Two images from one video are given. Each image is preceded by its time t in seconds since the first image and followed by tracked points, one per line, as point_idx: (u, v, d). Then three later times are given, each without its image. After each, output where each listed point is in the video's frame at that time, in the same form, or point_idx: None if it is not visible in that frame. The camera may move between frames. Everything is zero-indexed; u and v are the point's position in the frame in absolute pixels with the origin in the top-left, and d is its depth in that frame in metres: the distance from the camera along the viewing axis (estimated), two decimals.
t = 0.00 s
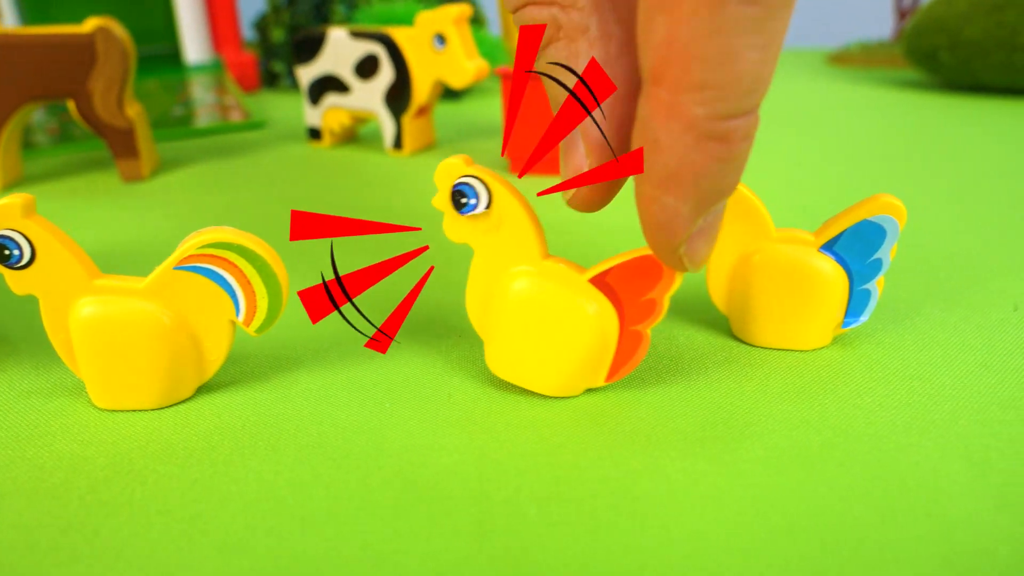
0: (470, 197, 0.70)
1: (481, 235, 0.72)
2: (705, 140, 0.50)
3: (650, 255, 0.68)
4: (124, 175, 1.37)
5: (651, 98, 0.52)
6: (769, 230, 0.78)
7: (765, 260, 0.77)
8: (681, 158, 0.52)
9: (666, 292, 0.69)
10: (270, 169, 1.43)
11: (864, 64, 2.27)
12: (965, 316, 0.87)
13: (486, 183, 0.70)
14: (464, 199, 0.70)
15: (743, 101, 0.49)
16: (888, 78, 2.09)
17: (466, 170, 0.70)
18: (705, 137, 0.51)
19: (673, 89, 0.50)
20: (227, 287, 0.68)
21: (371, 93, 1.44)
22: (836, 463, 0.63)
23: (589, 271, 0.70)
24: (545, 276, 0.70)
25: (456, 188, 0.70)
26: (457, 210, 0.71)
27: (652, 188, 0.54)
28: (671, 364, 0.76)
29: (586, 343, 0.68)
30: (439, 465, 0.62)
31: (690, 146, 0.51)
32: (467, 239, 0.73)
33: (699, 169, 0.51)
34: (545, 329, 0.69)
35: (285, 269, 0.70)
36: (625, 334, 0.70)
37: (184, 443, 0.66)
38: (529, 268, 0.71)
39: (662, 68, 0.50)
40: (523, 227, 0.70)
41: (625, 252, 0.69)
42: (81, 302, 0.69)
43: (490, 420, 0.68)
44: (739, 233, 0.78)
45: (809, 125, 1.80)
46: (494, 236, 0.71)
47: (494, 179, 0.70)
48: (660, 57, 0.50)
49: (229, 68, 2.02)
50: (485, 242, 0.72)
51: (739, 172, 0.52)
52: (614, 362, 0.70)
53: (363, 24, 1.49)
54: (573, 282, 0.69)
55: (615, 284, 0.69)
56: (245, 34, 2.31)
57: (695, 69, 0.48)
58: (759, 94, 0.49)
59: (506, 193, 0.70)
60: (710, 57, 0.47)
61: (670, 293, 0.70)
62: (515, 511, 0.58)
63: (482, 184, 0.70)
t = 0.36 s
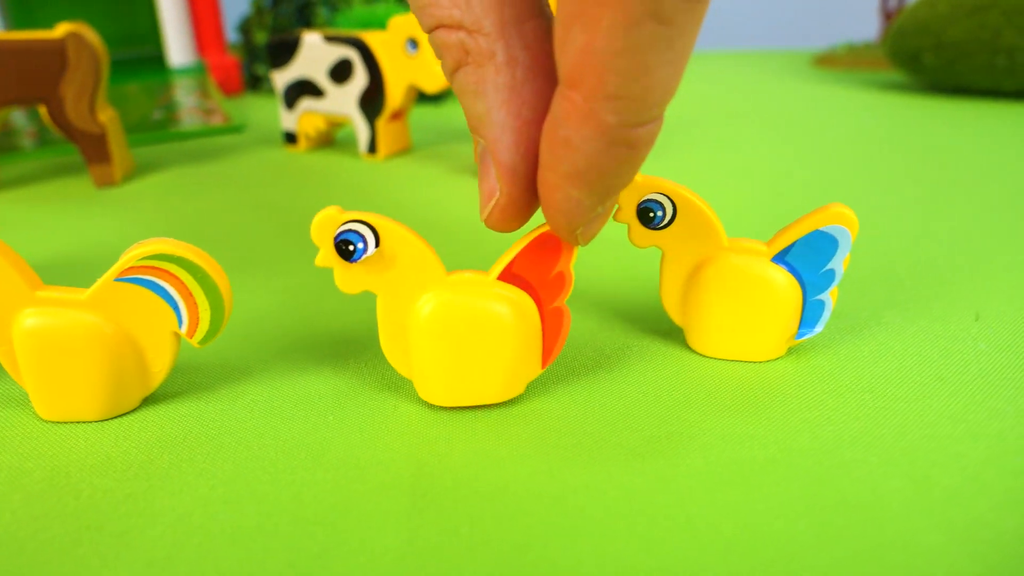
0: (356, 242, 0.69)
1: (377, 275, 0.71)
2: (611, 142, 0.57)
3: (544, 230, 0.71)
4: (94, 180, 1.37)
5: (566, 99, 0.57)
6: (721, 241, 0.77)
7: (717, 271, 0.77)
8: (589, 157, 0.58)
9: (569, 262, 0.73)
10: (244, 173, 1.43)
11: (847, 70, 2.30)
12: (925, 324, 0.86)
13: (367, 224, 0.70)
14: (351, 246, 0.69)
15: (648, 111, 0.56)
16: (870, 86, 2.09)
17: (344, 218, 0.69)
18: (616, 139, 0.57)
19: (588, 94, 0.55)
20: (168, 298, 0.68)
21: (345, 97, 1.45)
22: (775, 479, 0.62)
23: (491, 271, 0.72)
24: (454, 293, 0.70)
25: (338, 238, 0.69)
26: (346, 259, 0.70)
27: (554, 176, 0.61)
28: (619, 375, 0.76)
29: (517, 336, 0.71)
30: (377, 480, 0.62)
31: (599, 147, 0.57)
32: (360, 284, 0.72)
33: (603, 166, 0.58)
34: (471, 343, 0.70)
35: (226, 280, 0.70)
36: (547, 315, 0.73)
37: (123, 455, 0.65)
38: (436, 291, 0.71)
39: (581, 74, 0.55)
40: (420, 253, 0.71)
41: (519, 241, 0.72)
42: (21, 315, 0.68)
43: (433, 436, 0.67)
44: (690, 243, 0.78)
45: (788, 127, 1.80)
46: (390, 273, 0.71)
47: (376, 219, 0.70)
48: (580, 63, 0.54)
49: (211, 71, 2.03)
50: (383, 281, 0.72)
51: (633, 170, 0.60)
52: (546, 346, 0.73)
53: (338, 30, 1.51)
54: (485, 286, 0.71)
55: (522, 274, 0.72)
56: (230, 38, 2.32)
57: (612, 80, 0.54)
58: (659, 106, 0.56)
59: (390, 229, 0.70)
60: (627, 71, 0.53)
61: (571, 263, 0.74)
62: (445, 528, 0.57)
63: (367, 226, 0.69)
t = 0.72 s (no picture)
0: (348, 246, 0.64)
1: (367, 281, 0.66)
2: (599, 145, 0.58)
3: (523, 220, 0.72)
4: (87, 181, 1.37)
5: (552, 110, 0.58)
6: (704, 240, 0.76)
7: (701, 271, 0.76)
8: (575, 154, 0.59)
9: (541, 250, 0.75)
10: (237, 174, 1.44)
11: (848, 71, 2.29)
12: (913, 325, 0.84)
13: (356, 226, 0.64)
14: (344, 249, 0.63)
15: (631, 116, 0.57)
16: (869, 87, 2.08)
17: (332, 222, 0.63)
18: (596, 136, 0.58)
19: (578, 105, 0.56)
20: (143, 296, 0.68)
21: (338, 98, 1.46)
22: (752, 481, 0.61)
23: (471, 264, 0.71)
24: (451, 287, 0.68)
25: (327, 244, 0.63)
26: (336, 265, 0.64)
27: (538, 179, 0.62)
28: (599, 375, 0.75)
29: (505, 325, 0.71)
30: (348, 480, 0.61)
31: (584, 151, 0.58)
32: (347, 293, 0.66)
33: (588, 168, 0.59)
34: (465, 338, 0.69)
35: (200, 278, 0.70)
36: (527, 302, 0.74)
37: (96, 454, 0.65)
38: (426, 290, 0.68)
39: (570, 85, 0.55)
40: (408, 251, 0.67)
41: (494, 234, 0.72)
42: None
43: (407, 436, 0.67)
44: (672, 242, 0.77)
45: (785, 127, 1.79)
46: (379, 277, 0.67)
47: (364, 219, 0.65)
48: (570, 74, 0.54)
49: (208, 72, 2.06)
50: (372, 286, 0.67)
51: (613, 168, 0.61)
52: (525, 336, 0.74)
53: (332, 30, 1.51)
54: (472, 280, 0.70)
55: (502, 266, 0.72)
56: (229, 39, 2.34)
57: (601, 89, 0.54)
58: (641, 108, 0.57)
59: (377, 229, 0.66)
60: (617, 80, 0.53)
61: (542, 253, 0.75)
62: (414, 529, 0.57)
63: (358, 228, 0.64)
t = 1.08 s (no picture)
0: (337, 261, 0.60)
1: (356, 295, 0.62)
2: None
3: (515, 222, 0.68)
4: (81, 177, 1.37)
5: None
6: (690, 235, 0.75)
7: (689, 266, 0.74)
8: None
9: (529, 249, 0.71)
10: (231, 171, 1.43)
11: (852, 70, 2.27)
12: (907, 323, 0.83)
13: (346, 239, 0.60)
14: (330, 266, 0.60)
15: None
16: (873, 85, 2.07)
17: (321, 237, 0.58)
18: None
19: None
20: (120, 291, 0.67)
21: (333, 96, 1.47)
22: (737, 480, 0.60)
23: (460, 267, 0.68)
24: (441, 292, 0.66)
25: (316, 260, 0.59)
26: (325, 282, 0.60)
27: None
28: (585, 372, 0.74)
29: (493, 327, 0.69)
30: (324, 477, 0.60)
31: None
32: (337, 308, 0.62)
33: None
34: (454, 342, 0.66)
35: (179, 273, 0.69)
36: (511, 301, 0.72)
37: (71, 450, 0.64)
38: (416, 298, 0.65)
39: None
40: (397, 261, 0.64)
41: (482, 235, 0.68)
42: None
43: (387, 432, 0.65)
44: (660, 237, 0.76)
45: (786, 124, 1.78)
46: (368, 287, 0.63)
47: (354, 231, 0.60)
48: None
49: (207, 71, 2.07)
50: (362, 300, 0.63)
51: None
52: (508, 332, 0.72)
53: (326, 26, 1.51)
54: (460, 284, 0.67)
55: (491, 269, 0.69)
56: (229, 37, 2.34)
57: None
58: None
59: (366, 241, 0.61)
60: None
61: (529, 250, 0.72)
62: (390, 527, 0.55)
63: (346, 243, 0.60)
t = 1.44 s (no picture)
0: (332, 259, 0.58)
1: (353, 294, 0.61)
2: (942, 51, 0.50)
3: (515, 220, 0.67)
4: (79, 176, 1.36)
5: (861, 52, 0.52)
6: (695, 232, 0.73)
7: (693, 265, 0.73)
8: None
9: (529, 247, 0.70)
10: (231, 170, 1.42)
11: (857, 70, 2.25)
12: (914, 324, 0.81)
13: (341, 237, 0.59)
14: (325, 264, 0.58)
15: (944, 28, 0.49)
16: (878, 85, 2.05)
17: (316, 234, 0.57)
18: None
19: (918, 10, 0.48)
20: (112, 289, 0.66)
21: (334, 93, 1.46)
22: (741, 484, 0.58)
23: (458, 266, 0.66)
24: (439, 290, 0.64)
25: (311, 258, 0.57)
26: (320, 281, 0.59)
27: (875, 107, 0.53)
28: (586, 373, 0.72)
29: (492, 326, 0.67)
30: (318, 480, 0.59)
31: (918, 72, 0.50)
32: (334, 307, 0.60)
33: (928, 81, 0.51)
34: (452, 342, 0.65)
35: (172, 271, 0.68)
36: (510, 300, 0.70)
37: (60, 452, 0.62)
38: (414, 297, 0.64)
39: None
40: (394, 259, 0.62)
41: (480, 232, 0.67)
42: None
43: (382, 434, 0.64)
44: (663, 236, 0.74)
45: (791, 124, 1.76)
46: (365, 286, 0.61)
47: (350, 229, 0.59)
48: None
49: (210, 70, 2.04)
50: (358, 299, 0.62)
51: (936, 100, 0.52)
52: (508, 332, 0.71)
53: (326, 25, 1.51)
54: (458, 282, 0.66)
55: (490, 267, 0.67)
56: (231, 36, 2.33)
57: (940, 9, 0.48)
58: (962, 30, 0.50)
59: (363, 239, 0.60)
60: None
61: (529, 248, 0.70)
62: (383, 533, 0.54)
63: (341, 240, 0.58)
